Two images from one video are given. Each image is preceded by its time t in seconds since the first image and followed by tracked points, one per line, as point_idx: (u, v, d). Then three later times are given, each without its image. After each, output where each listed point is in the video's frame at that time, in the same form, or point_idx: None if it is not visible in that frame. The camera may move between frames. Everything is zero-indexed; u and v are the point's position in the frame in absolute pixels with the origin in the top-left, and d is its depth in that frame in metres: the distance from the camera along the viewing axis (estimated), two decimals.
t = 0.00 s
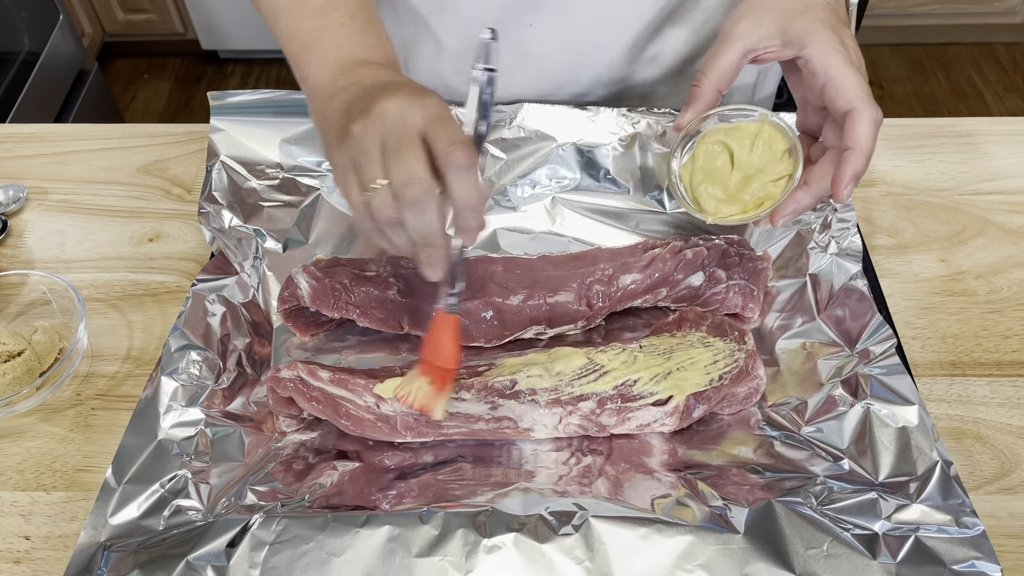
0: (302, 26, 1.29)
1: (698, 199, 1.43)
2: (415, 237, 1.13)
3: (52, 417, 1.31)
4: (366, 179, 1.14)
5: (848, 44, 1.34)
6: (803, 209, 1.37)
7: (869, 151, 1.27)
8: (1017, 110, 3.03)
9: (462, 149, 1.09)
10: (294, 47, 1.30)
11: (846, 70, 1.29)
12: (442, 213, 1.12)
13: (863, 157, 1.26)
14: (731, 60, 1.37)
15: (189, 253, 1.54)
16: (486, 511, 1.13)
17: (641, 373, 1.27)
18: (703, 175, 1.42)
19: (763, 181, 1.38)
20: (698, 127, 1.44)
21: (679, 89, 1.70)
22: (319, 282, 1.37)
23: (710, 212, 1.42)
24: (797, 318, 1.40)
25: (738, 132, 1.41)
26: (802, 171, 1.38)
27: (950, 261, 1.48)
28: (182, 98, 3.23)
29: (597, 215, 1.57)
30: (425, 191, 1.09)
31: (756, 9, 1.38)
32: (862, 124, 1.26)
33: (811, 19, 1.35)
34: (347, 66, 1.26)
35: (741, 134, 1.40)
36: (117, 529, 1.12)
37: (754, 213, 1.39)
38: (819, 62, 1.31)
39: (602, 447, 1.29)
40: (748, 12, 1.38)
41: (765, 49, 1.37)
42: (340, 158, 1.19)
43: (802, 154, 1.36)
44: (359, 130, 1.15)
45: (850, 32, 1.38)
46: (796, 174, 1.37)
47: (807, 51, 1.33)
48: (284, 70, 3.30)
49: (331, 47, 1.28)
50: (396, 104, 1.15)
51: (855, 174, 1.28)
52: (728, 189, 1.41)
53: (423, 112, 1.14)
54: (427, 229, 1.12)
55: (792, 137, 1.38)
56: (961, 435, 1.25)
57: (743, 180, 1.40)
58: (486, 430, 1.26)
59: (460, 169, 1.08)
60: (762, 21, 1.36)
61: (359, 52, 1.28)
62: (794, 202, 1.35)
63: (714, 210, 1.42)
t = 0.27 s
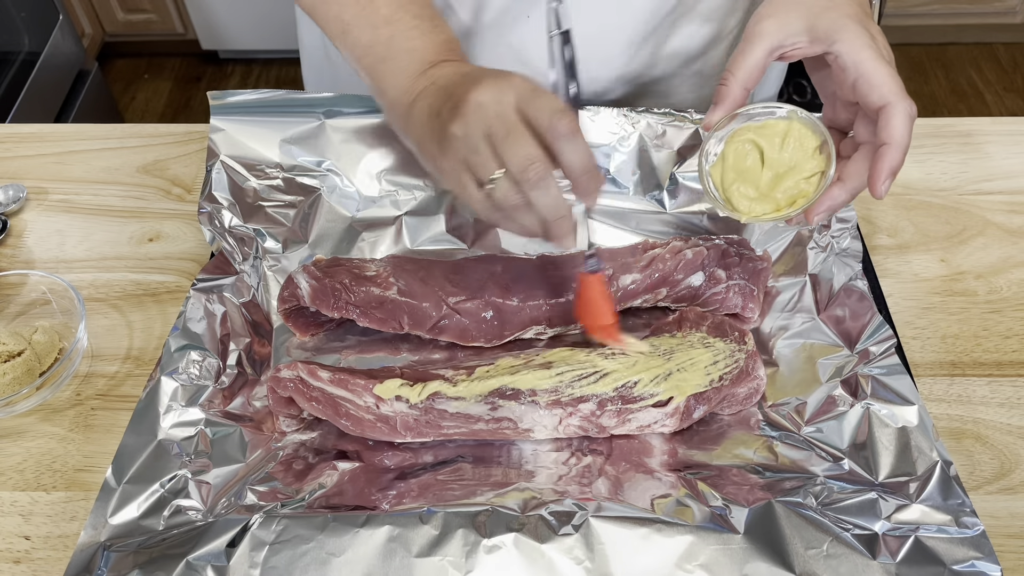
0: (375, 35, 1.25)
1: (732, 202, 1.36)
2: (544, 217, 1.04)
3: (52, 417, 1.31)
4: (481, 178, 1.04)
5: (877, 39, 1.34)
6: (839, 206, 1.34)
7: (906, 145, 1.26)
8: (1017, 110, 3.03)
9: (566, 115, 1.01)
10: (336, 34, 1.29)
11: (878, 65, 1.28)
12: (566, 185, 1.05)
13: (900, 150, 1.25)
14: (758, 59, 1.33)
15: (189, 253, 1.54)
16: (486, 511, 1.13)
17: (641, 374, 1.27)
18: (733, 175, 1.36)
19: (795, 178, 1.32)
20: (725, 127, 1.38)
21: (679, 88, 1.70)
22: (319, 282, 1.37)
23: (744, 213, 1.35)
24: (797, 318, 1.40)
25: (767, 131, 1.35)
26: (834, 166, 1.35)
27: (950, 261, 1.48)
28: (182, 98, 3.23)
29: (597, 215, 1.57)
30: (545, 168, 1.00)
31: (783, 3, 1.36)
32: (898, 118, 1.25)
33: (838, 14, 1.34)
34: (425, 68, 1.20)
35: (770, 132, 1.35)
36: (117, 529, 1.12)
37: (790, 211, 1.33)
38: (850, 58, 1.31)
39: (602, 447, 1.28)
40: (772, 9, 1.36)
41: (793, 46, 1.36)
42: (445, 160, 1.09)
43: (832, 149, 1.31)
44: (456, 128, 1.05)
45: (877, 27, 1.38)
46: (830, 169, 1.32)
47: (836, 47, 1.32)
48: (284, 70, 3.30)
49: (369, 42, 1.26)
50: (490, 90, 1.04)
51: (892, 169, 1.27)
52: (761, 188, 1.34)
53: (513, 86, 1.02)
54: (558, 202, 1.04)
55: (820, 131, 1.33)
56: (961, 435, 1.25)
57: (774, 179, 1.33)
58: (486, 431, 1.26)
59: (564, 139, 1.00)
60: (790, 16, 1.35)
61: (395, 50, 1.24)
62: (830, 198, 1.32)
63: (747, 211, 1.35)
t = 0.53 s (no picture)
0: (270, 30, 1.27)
1: (756, 203, 1.38)
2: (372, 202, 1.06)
3: (52, 417, 1.31)
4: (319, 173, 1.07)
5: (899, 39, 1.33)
6: (864, 204, 1.33)
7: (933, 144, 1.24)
8: (1017, 110, 3.03)
9: (382, 142, 1.05)
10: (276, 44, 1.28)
11: (901, 64, 1.27)
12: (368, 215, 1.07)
13: (927, 149, 1.23)
14: (779, 59, 1.34)
15: (189, 253, 1.54)
16: (485, 511, 1.13)
17: (641, 373, 1.27)
18: (756, 176, 1.38)
19: (819, 178, 1.33)
20: (746, 128, 1.40)
21: (680, 88, 1.70)
22: (319, 283, 1.36)
23: (767, 213, 1.36)
24: (797, 318, 1.40)
25: (789, 131, 1.37)
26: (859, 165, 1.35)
27: (950, 261, 1.48)
28: (182, 98, 3.23)
29: (597, 215, 1.57)
30: (347, 184, 1.05)
31: (801, 5, 1.37)
32: (924, 117, 1.23)
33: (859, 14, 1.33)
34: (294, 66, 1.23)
35: (791, 132, 1.37)
36: (117, 529, 1.12)
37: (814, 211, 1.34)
38: (873, 57, 1.30)
39: (602, 447, 1.28)
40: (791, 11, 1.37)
41: (813, 47, 1.37)
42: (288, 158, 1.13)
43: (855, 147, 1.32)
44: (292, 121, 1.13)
45: (898, 26, 1.37)
46: (853, 168, 1.32)
47: (858, 47, 1.32)
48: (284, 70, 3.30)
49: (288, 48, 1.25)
50: (331, 99, 1.13)
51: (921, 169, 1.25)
52: (783, 189, 1.36)
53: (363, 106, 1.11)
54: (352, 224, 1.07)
55: (842, 130, 1.34)
56: (961, 435, 1.25)
57: (797, 179, 1.35)
58: (486, 431, 1.26)
59: (378, 163, 1.04)
60: (810, 18, 1.35)
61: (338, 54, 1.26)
62: (856, 196, 1.31)
63: (771, 212, 1.36)
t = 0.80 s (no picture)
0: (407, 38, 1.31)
1: (767, 204, 1.33)
2: (610, 191, 1.19)
3: (52, 417, 1.31)
4: (548, 159, 1.22)
5: (911, 38, 1.34)
6: (878, 204, 1.35)
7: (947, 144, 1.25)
8: (1017, 110, 3.04)
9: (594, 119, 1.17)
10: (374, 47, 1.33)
11: (914, 64, 1.28)
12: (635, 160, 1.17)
13: (941, 149, 1.24)
14: (790, 59, 1.31)
15: (189, 253, 1.54)
16: (486, 511, 1.13)
17: (641, 373, 1.27)
18: (768, 176, 1.32)
19: (832, 179, 1.29)
20: (757, 129, 1.35)
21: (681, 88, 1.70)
22: (319, 282, 1.37)
23: (780, 215, 1.32)
24: (797, 317, 1.40)
25: (800, 132, 1.32)
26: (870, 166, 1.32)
27: (950, 261, 1.48)
28: (182, 98, 3.23)
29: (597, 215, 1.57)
30: (613, 142, 1.16)
31: (811, 3, 1.36)
32: (937, 117, 1.25)
33: (871, 12, 1.34)
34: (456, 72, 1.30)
35: (803, 132, 1.32)
36: (117, 529, 1.12)
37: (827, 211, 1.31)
38: (886, 57, 1.31)
39: (602, 447, 1.28)
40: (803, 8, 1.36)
41: (825, 46, 1.35)
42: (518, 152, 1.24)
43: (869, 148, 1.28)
44: (521, 110, 1.19)
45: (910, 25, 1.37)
46: (866, 168, 1.29)
47: (870, 46, 1.32)
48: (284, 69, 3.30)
49: (402, 45, 1.31)
50: (543, 76, 1.20)
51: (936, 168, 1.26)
52: (795, 189, 1.31)
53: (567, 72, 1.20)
54: (624, 175, 1.18)
55: (854, 129, 1.30)
56: (961, 436, 1.25)
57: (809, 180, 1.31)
58: (486, 431, 1.26)
59: (633, 110, 1.15)
60: (821, 16, 1.34)
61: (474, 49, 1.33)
62: (868, 198, 1.33)
63: (784, 213, 1.32)
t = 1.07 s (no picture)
0: (276, 34, 1.28)
1: (782, 201, 1.37)
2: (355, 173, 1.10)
3: (52, 417, 1.31)
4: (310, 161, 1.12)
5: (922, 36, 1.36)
6: (892, 200, 1.33)
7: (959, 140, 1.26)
8: (1017, 110, 3.04)
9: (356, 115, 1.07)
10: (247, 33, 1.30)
11: (926, 61, 1.30)
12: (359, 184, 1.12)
13: (955, 145, 1.25)
14: (801, 59, 1.37)
15: (189, 253, 1.54)
16: (486, 511, 1.13)
17: (641, 373, 1.27)
18: (782, 174, 1.37)
19: (845, 177, 1.32)
20: (771, 128, 1.40)
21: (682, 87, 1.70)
22: (319, 283, 1.37)
23: (795, 212, 1.36)
24: (797, 317, 1.40)
25: (812, 130, 1.36)
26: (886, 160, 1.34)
27: (950, 261, 1.48)
28: (182, 98, 3.23)
29: (598, 215, 1.57)
30: (327, 160, 1.11)
31: (823, 3, 1.41)
32: (951, 112, 1.26)
33: (882, 12, 1.37)
34: (287, 52, 1.26)
35: (816, 130, 1.35)
36: (117, 529, 1.11)
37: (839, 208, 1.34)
38: (898, 55, 1.33)
39: (602, 447, 1.28)
40: (813, 10, 1.40)
41: (836, 45, 1.40)
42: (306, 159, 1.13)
43: (881, 145, 1.31)
44: (274, 107, 1.18)
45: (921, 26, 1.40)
46: (879, 165, 1.31)
47: (881, 45, 1.35)
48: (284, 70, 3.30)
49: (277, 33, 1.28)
50: (310, 78, 1.17)
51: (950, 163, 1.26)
52: (809, 187, 1.35)
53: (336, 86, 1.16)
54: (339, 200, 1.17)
55: (866, 127, 1.33)
56: (961, 436, 1.25)
57: (822, 178, 1.34)
58: (486, 431, 1.26)
59: (350, 135, 1.07)
60: (832, 16, 1.39)
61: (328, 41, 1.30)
62: (883, 193, 1.32)
63: (799, 211, 1.36)
